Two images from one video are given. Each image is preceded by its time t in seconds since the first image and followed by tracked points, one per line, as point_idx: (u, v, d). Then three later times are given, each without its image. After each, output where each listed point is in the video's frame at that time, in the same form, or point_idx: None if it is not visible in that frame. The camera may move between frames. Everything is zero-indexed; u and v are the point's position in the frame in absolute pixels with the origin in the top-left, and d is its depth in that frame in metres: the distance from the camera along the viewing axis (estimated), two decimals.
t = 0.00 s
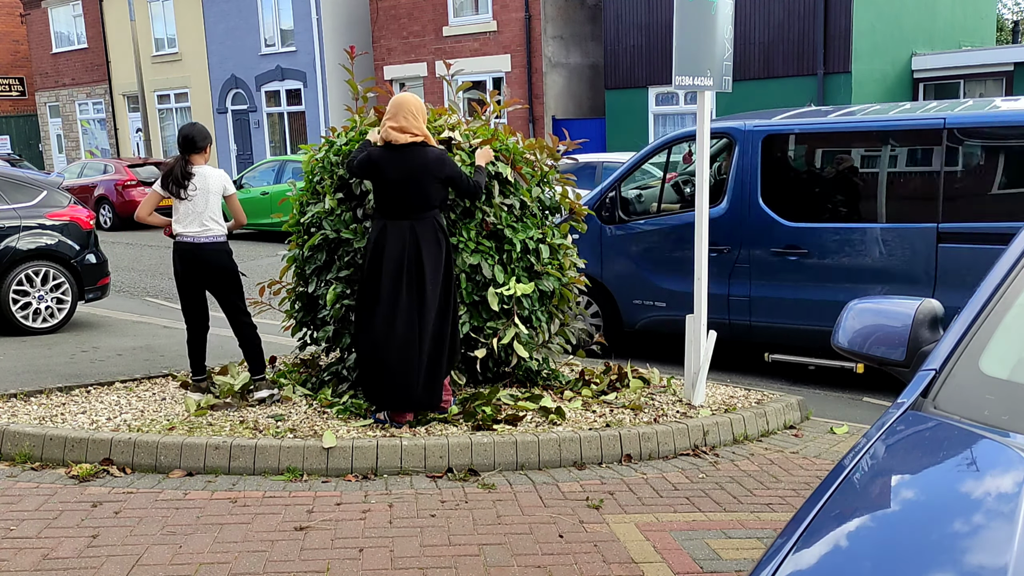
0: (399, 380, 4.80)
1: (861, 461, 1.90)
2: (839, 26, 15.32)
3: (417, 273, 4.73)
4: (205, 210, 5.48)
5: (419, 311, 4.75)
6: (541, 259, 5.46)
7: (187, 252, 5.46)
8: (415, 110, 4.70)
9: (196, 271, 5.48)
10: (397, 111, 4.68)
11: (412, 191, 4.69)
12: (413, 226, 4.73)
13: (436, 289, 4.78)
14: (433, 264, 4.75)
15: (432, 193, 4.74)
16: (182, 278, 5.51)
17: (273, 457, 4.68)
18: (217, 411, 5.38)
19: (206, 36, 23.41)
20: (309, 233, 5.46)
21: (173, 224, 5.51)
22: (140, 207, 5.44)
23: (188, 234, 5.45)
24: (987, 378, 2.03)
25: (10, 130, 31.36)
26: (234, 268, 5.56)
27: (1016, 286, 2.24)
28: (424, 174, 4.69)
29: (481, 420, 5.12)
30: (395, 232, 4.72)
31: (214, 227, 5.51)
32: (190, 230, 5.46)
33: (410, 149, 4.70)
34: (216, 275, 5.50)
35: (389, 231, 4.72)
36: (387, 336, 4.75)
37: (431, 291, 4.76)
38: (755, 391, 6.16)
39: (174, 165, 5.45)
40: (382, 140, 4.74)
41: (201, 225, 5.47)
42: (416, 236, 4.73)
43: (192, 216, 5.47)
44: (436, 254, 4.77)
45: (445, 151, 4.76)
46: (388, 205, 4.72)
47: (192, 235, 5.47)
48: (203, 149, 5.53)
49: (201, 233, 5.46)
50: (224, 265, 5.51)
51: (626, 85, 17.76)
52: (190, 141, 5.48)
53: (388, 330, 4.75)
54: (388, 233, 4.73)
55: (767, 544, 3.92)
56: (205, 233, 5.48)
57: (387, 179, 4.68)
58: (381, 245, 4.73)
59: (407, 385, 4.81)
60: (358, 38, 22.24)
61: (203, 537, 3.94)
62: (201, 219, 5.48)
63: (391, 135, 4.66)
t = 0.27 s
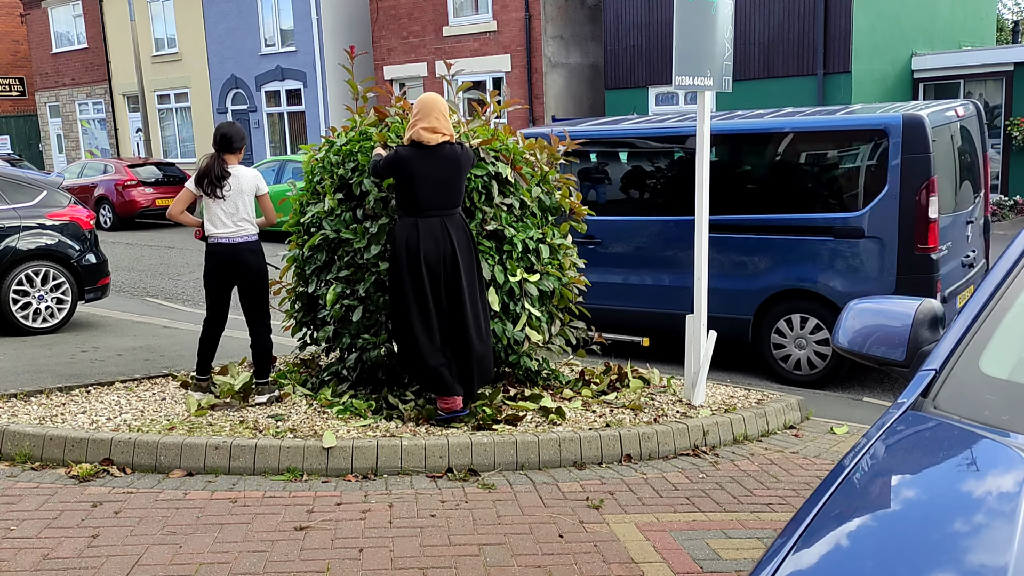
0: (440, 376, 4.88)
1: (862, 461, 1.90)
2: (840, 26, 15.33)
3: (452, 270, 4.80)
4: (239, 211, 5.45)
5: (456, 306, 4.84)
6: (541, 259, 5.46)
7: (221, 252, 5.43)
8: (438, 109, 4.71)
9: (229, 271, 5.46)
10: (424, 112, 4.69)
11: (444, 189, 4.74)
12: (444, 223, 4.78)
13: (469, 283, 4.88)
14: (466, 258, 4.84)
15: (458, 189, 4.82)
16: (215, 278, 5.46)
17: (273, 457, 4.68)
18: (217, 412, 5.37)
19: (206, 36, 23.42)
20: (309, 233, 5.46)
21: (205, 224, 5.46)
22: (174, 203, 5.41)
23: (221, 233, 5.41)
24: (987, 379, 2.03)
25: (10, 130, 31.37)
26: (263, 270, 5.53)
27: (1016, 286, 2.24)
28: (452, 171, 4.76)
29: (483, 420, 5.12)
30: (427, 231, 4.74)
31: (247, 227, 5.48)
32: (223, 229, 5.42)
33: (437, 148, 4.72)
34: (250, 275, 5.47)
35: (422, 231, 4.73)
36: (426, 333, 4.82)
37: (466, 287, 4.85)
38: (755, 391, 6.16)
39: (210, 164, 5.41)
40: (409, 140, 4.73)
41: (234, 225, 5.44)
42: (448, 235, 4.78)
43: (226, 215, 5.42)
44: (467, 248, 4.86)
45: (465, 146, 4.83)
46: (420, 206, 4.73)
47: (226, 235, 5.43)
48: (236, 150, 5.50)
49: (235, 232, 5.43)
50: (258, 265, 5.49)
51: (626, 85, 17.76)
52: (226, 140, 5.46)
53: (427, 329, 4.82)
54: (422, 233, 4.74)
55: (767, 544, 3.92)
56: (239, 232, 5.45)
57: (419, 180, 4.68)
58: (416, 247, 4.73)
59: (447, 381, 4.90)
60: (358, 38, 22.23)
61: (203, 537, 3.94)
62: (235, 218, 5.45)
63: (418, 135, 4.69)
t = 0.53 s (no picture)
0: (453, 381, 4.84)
1: (861, 461, 1.90)
2: (839, 26, 15.33)
3: (463, 274, 4.79)
4: (255, 210, 5.50)
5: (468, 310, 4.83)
6: (540, 259, 5.46)
7: (251, 256, 5.45)
8: (443, 111, 4.71)
9: (258, 271, 5.48)
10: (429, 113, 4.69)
11: (453, 193, 4.73)
12: (454, 226, 4.77)
13: (479, 287, 4.87)
14: (476, 261, 4.83)
15: (464, 192, 4.82)
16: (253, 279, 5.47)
17: (273, 457, 4.68)
18: (218, 412, 5.38)
19: (206, 36, 23.42)
20: (309, 233, 5.46)
21: (223, 229, 5.43)
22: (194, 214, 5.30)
23: (246, 237, 5.43)
24: (986, 379, 2.03)
25: (10, 130, 31.36)
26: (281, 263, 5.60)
27: (1016, 286, 2.24)
28: (459, 174, 4.76)
29: (484, 421, 5.12)
30: (438, 235, 4.72)
31: (265, 225, 5.55)
32: (246, 232, 5.44)
33: (444, 151, 4.72)
34: (274, 271, 5.54)
35: (433, 235, 4.71)
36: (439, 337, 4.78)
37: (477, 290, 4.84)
38: (755, 390, 6.16)
39: (216, 172, 5.36)
40: (415, 142, 4.71)
41: (256, 225, 5.49)
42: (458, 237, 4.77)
43: (243, 218, 5.44)
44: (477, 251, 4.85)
45: (469, 148, 4.84)
46: (430, 210, 4.71)
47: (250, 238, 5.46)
48: (231, 152, 5.47)
49: (258, 233, 5.49)
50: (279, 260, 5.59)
51: (625, 85, 17.76)
52: (220, 146, 5.42)
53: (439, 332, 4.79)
54: (433, 237, 4.71)
55: (767, 544, 3.92)
56: (260, 232, 5.50)
57: (430, 184, 4.66)
58: (426, 251, 4.69)
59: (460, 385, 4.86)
60: (358, 38, 22.23)
61: (202, 537, 3.94)
62: (253, 219, 5.49)
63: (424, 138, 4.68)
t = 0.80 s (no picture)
0: (456, 380, 4.83)
1: (861, 461, 1.90)
2: (840, 26, 15.32)
3: (469, 271, 4.77)
4: (243, 210, 5.50)
5: (474, 308, 4.81)
6: (540, 259, 5.45)
7: (239, 253, 5.45)
8: (451, 110, 4.71)
9: (246, 270, 5.49)
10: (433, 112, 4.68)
11: (460, 191, 4.73)
12: (460, 225, 4.77)
13: (486, 286, 4.85)
14: (483, 260, 4.83)
15: (472, 191, 4.82)
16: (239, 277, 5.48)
17: (273, 457, 4.68)
18: (218, 412, 5.37)
19: (206, 36, 23.42)
20: (309, 233, 5.46)
21: (212, 227, 5.44)
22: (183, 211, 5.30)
23: (235, 236, 5.43)
24: (987, 378, 2.03)
25: (10, 130, 31.36)
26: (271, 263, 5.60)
27: (1017, 285, 2.24)
28: (467, 173, 4.76)
29: (486, 420, 5.11)
30: (444, 233, 4.73)
31: (253, 225, 5.54)
32: (235, 231, 5.44)
33: (451, 150, 4.71)
34: (264, 270, 5.56)
35: (438, 232, 4.72)
36: (443, 335, 4.77)
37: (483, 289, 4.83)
38: (755, 391, 6.16)
39: (206, 171, 5.37)
40: (422, 141, 4.71)
41: (244, 224, 5.49)
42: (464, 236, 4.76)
43: (232, 217, 5.45)
44: (484, 251, 4.85)
45: (477, 148, 4.84)
46: (436, 208, 4.72)
47: (239, 237, 5.46)
48: (222, 153, 5.50)
49: (246, 232, 5.48)
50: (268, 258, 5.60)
51: (625, 85, 17.76)
52: (212, 146, 5.45)
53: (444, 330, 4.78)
54: (439, 235, 4.72)
55: (767, 544, 3.92)
56: (248, 232, 5.50)
57: (437, 182, 4.67)
58: (431, 247, 4.71)
59: (464, 383, 4.85)
60: (358, 38, 22.23)
61: (203, 537, 3.94)
62: (242, 218, 5.49)
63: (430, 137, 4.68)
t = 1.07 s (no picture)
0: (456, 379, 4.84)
1: (861, 461, 1.90)
2: (840, 26, 15.32)
3: (470, 271, 4.77)
4: (246, 209, 5.50)
5: (474, 308, 4.80)
6: (541, 259, 5.45)
7: (235, 251, 5.46)
8: (448, 110, 4.71)
9: (245, 269, 5.50)
10: (430, 112, 4.68)
11: (459, 191, 4.73)
12: (459, 224, 4.76)
13: (487, 286, 4.85)
14: (484, 259, 4.81)
15: (473, 191, 4.81)
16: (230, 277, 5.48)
17: (273, 457, 4.68)
18: (218, 412, 5.37)
19: (206, 36, 23.42)
20: (309, 233, 5.46)
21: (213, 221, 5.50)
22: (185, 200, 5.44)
23: (231, 234, 5.44)
24: (986, 379, 2.03)
25: (10, 130, 31.36)
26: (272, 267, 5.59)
27: (1017, 285, 2.24)
28: (466, 173, 4.75)
29: (485, 420, 5.12)
30: (443, 232, 4.73)
31: (254, 225, 5.53)
32: (231, 228, 5.45)
33: (450, 150, 4.71)
34: (264, 270, 5.54)
35: (437, 232, 4.72)
36: (445, 335, 4.78)
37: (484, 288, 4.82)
38: (755, 390, 6.16)
39: (218, 166, 5.47)
40: (421, 142, 4.71)
41: (243, 223, 5.49)
42: (465, 236, 4.76)
43: (233, 213, 5.47)
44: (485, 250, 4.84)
45: (477, 147, 4.82)
46: (435, 208, 4.72)
47: (237, 234, 5.47)
48: (241, 150, 5.56)
49: (243, 231, 5.47)
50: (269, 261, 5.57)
51: (625, 85, 17.76)
52: (232, 142, 5.52)
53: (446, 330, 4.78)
54: (437, 235, 4.72)
55: (766, 544, 3.92)
56: (248, 231, 5.49)
57: (435, 183, 4.67)
58: (431, 246, 4.71)
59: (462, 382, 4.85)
60: (358, 38, 22.23)
61: (203, 537, 3.94)
62: (243, 217, 5.50)
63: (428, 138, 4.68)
